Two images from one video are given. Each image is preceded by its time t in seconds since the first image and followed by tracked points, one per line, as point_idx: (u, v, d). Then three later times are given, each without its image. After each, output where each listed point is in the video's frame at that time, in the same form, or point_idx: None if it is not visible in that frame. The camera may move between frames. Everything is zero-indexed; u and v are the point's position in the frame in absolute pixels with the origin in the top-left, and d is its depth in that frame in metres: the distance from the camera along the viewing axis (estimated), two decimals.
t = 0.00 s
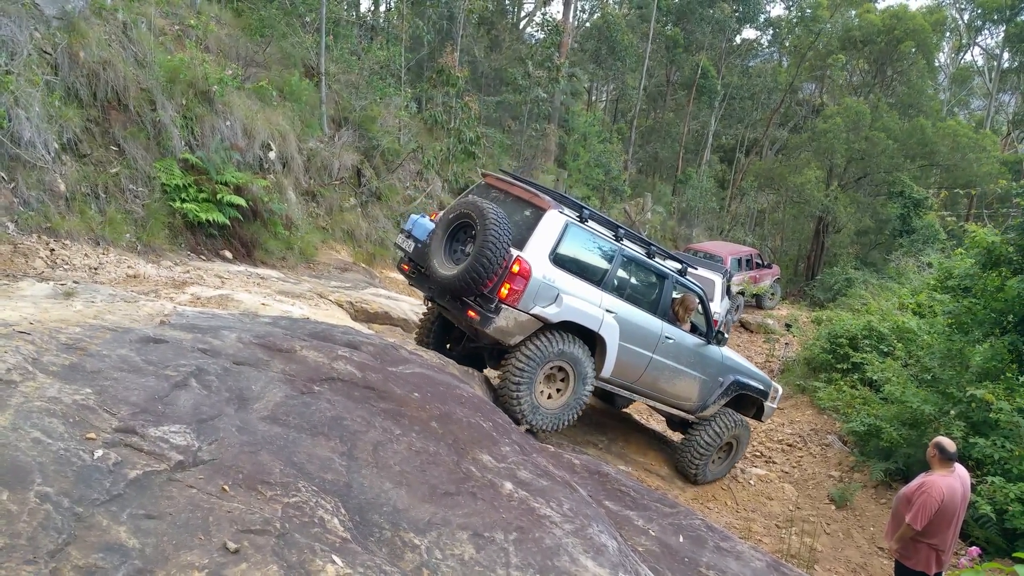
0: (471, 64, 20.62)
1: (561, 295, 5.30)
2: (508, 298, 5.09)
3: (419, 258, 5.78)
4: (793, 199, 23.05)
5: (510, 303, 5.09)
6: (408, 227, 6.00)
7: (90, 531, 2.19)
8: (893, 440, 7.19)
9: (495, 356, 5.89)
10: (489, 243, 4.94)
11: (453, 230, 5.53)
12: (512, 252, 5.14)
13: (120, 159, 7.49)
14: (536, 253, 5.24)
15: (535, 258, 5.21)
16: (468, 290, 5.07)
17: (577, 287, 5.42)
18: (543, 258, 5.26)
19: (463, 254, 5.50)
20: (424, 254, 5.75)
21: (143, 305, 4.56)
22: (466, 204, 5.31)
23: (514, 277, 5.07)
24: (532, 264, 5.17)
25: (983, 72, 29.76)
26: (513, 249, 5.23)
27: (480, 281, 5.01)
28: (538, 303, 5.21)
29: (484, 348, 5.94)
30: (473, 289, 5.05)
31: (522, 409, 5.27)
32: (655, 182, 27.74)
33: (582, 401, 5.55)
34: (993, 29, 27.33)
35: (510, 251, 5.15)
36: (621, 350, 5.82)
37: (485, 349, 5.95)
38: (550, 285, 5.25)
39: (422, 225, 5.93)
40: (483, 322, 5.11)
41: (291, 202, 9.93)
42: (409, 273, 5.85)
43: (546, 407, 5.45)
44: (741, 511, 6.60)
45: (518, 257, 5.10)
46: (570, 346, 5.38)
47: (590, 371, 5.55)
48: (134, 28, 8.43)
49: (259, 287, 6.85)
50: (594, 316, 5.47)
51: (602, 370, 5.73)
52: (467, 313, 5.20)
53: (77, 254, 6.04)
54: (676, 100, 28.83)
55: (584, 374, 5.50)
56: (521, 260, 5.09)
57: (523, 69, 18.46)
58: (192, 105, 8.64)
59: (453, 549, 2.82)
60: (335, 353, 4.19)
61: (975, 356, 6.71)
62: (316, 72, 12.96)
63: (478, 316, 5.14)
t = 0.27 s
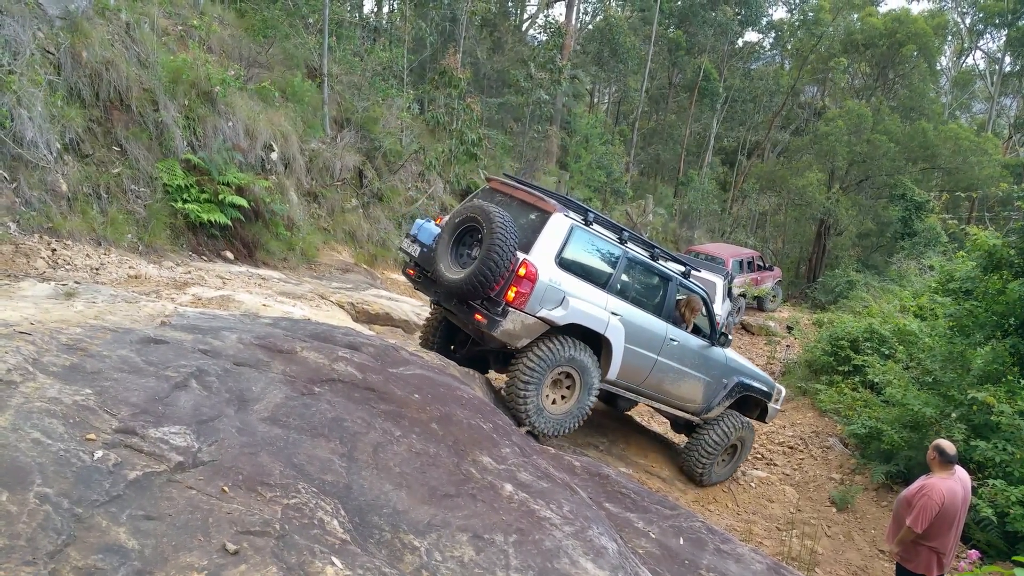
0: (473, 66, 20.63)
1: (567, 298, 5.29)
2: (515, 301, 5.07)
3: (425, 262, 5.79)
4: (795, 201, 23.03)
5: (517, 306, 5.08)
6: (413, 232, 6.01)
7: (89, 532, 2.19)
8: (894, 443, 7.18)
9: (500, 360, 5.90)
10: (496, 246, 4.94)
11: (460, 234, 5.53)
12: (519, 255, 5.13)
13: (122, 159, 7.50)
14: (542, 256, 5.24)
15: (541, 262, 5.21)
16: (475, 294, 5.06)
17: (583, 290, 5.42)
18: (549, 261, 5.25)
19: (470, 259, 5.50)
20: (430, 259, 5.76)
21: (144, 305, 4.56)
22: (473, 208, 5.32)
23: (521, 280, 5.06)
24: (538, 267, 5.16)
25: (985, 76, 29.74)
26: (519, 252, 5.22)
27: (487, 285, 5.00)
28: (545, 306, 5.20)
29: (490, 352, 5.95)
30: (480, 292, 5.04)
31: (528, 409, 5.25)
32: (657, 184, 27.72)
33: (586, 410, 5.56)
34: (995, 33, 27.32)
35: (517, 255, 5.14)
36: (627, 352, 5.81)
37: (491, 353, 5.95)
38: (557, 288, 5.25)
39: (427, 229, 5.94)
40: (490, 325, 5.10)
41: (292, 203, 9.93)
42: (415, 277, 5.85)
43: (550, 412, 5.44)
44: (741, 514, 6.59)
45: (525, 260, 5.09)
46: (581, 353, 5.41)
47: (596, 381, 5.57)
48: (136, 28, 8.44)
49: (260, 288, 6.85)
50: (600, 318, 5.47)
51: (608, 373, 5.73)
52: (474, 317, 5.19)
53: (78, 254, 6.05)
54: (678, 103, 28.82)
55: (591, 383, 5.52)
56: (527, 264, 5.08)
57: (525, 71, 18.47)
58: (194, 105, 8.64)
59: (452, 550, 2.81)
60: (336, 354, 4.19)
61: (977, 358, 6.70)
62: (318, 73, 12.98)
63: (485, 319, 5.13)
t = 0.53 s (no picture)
0: (473, 67, 20.64)
1: (568, 303, 5.30)
2: (517, 306, 5.08)
3: (425, 268, 5.79)
4: (792, 205, 23.09)
5: (519, 311, 5.09)
6: (413, 238, 6.01)
7: (82, 532, 2.18)
8: (889, 446, 7.20)
9: (500, 366, 5.90)
10: (498, 252, 4.94)
11: (461, 240, 5.53)
12: (520, 260, 5.13)
13: (119, 158, 7.48)
14: (544, 261, 5.23)
15: (542, 267, 5.20)
16: (477, 300, 5.06)
17: (584, 294, 5.42)
18: (550, 266, 5.25)
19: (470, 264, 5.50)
20: (430, 265, 5.76)
21: (140, 304, 4.55)
22: (473, 214, 5.31)
23: (522, 285, 5.06)
24: (540, 273, 5.16)
25: (983, 81, 29.86)
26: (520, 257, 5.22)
27: (489, 290, 5.00)
28: (546, 311, 5.21)
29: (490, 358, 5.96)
30: (482, 298, 5.04)
31: (529, 410, 5.23)
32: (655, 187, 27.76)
33: (584, 419, 5.55)
34: (992, 39, 27.43)
35: (518, 260, 5.14)
36: (627, 356, 5.82)
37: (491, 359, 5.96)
38: (558, 293, 5.25)
39: (427, 235, 5.94)
40: (493, 331, 5.10)
41: (290, 203, 9.92)
42: (415, 283, 5.85)
43: (550, 417, 5.42)
44: (737, 516, 6.58)
45: (526, 266, 5.09)
46: (586, 362, 5.45)
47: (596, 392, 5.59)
48: (135, 27, 8.43)
49: (257, 288, 6.83)
50: (601, 323, 5.47)
51: (609, 376, 5.74)
52: (476, 322, 5.19)
53: (74, 253, 6.03)
54: (676, 106, 28.87)
55: (592, 394, 5.54)
56: (529, 269, 5.08)
57: (524, 73, 18.49)
58: (192, 105, 8.63)
59: (448, 552, 2.80)
60: (332, 355, 4.18)
61: (972, 362, 6.72)
62: (317, 73, 12.98)
63: (487, 324, 5.13)
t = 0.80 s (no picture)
0: (469, 69, 20.66)
1: (567, 306, 5.30)
2: (516, 310, 5.08)
3: (424, 273, 5.79)
4: (789, 205, 23.13)
5: (518, 315, 5.09)
6: (411, 243, 6.02)
7: (78, 536, 2.17)
8: (886, 445, 7.21)
9: (499, 369, 5.90)
10: (496, 256, 4.95)
11: (459, 245, 5.53)
12: (518, 264, 5.13)
13: (114, 161, 7.46)
14: (542, 265, 5.23)
15: (541, 270, 5.20)
16: (476, 304, 5.06)
17: (582, 297, 5.42)
18: (549, 270, 5.25)
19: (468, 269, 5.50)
20: (429, 270, 5.77)
21: (136, 308, 4.54)
22: (471, 218, 5.31)
23: (521, 289, 5.06)
24: (538, 276, 5.16)
25: (978, 81, 29.93)
26: (518, 261, 5.22)
27: (488, 294, 5.00)
28: (545, 314, 5.21)
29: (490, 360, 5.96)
30: (481, 302, 5.04)
31: (528, 411, 5.23)
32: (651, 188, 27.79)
33: (582, 423, 5.54)
34: (987, 38, 27.52)
35: (517, 264, 5.14)
36: (626, 358, 5.82)
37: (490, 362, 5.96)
38: (557, 296, 5.25)
39: (425, 240, 5.95)
40: (492, 335, 5.10)
41: (287, 205, 9.90)
42: (413, 288, 5.85)
43: (548, 420, 5.41)
44: (735, 516, 6.58)
45: (525, 269, 5.10)
46: (588, 367, 5.46)
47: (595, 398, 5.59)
48: (129, 30, 8.42)
49: (253, 290, 6.82)
50: (600, 325, 5.48)
51: (608, 378, 5.74)
52: (475, 326, 5.19)
53: (69, 257, 6.02)
54: (673, 106, 28.92)
55: (591, 400, 5.54)
56: (528, 273, 5.08)
57: (520, 75, 18.50)
58: (188, 108, 8.63)
59: (446, 553, 2.80)
60: (329, 357, 4.18)
61: (968, 361, 6.74)
62: (313, 75, 12.98)
63: (486, 328, 5.13)
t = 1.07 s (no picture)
0: (464, 71, 20.67)
1: (564, 306, 5.31)
2: (512, 311, 5.09)
3: (420, 274, 5.79)
4: (784, 205, 23.18)
5: (515, 316, 5.10)
6: (408, 245, 6.02)
7: (74, 541, 2.17)
8: (883, 444, 7.23)
9: (496, 371, 5.90)
10: (493, 257, 4.96)
11: (455, 246, 5.54)
12: (515, 265, 5.14)
13: (109, 164, 7.45)
14: (539, 265, 5.24)
15: (538, 271, 5.21)
16: (473, 305, 5.07)
17: (579, 298, 5.43)
18: (545, 271, 5.26)
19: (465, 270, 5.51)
20: (425, 271, 5.77)
21: (131, 311, 4.53)
22: (467, 219, 5.32)
23: (518, 290, 5.07)
24: (535, 277, 5.17)
25: (971, 80, 30.03)
26: (515, 262, 5.22)
27: (485, 295, 5.01)
28: (542, 315, 5.22)
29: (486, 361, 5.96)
30: (478, 303, 5.05)
31: (526, 412, 5.23)
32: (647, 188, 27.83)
33: (579, 424, 5.54)
34: (980, 38, 27.62)
35: (514, 264, 5.14)
36: (623, 359, 5.83)
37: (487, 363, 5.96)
38: (553, 297, 5.26)
39: (421, 241, 5.96)
40: (489, 336, 5.10)
41: (283, 208, 9.89)
42: (410, 289, 5.85)
43: (545, 421, 5.40)
44: (733, 516, 6.59)
45: (522, 270, 5.11)
46: (584, 368, 5.47)
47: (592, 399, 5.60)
48: (124, 33, 8.41)
49: (249, 293, 6.82)
50: (597, 326, 5.49)
51: (605, 379, 5.76)
52: (471, 328, 5.20)
53: (65, 261, 6.01)
54: (668, 107, 28.98)
55: (588, 401, 5.55)
56: (524, 274, 5.09)
57: (515, 76, 18.51)
58: (183, 111, 8.62)
59: (443, 555, 2.80)
60: (325, 359, 4.17)
61: (964, 360, 6.76)
62: (308, 78, 12.98)
63: (483, 330, 5.14)
